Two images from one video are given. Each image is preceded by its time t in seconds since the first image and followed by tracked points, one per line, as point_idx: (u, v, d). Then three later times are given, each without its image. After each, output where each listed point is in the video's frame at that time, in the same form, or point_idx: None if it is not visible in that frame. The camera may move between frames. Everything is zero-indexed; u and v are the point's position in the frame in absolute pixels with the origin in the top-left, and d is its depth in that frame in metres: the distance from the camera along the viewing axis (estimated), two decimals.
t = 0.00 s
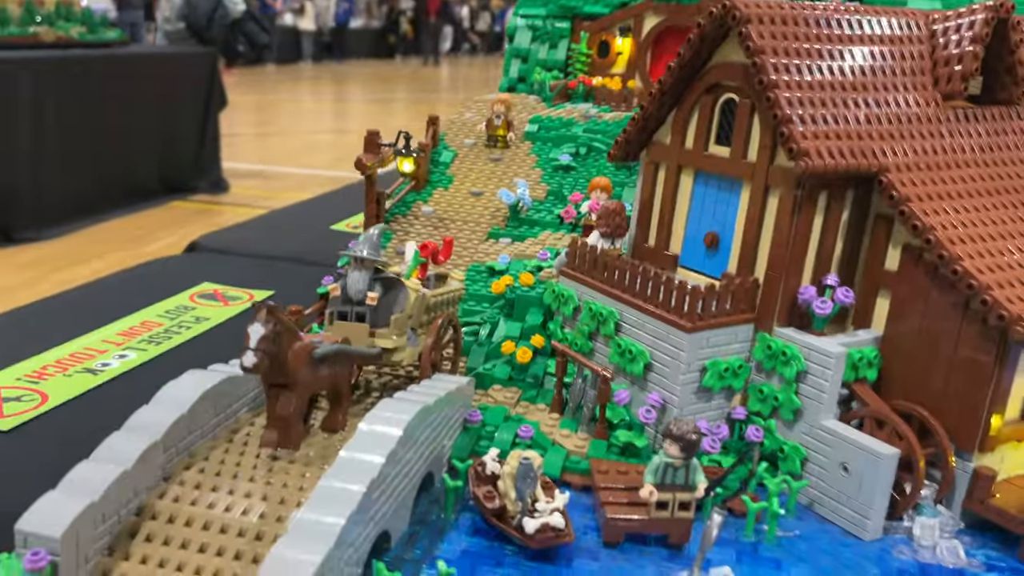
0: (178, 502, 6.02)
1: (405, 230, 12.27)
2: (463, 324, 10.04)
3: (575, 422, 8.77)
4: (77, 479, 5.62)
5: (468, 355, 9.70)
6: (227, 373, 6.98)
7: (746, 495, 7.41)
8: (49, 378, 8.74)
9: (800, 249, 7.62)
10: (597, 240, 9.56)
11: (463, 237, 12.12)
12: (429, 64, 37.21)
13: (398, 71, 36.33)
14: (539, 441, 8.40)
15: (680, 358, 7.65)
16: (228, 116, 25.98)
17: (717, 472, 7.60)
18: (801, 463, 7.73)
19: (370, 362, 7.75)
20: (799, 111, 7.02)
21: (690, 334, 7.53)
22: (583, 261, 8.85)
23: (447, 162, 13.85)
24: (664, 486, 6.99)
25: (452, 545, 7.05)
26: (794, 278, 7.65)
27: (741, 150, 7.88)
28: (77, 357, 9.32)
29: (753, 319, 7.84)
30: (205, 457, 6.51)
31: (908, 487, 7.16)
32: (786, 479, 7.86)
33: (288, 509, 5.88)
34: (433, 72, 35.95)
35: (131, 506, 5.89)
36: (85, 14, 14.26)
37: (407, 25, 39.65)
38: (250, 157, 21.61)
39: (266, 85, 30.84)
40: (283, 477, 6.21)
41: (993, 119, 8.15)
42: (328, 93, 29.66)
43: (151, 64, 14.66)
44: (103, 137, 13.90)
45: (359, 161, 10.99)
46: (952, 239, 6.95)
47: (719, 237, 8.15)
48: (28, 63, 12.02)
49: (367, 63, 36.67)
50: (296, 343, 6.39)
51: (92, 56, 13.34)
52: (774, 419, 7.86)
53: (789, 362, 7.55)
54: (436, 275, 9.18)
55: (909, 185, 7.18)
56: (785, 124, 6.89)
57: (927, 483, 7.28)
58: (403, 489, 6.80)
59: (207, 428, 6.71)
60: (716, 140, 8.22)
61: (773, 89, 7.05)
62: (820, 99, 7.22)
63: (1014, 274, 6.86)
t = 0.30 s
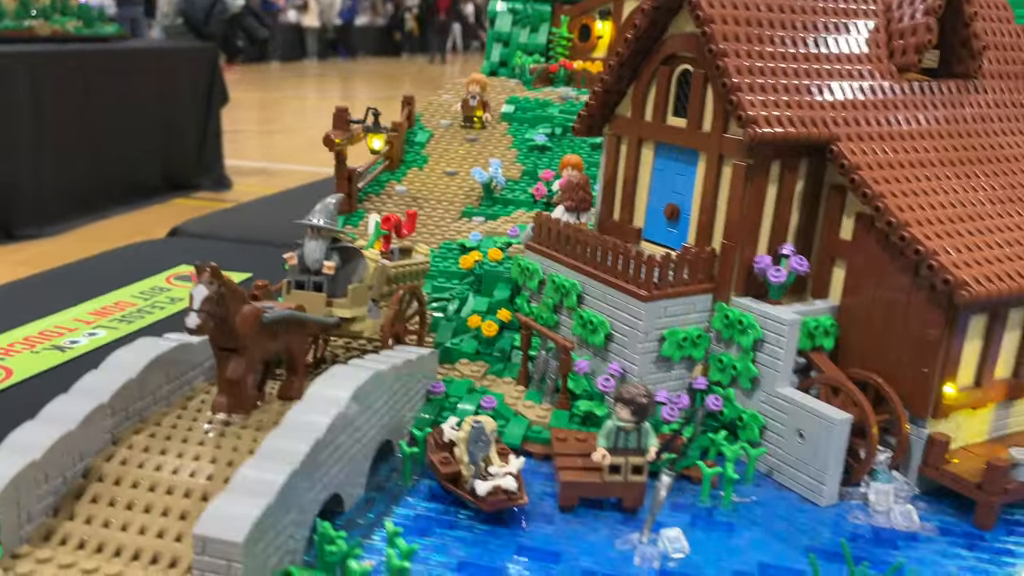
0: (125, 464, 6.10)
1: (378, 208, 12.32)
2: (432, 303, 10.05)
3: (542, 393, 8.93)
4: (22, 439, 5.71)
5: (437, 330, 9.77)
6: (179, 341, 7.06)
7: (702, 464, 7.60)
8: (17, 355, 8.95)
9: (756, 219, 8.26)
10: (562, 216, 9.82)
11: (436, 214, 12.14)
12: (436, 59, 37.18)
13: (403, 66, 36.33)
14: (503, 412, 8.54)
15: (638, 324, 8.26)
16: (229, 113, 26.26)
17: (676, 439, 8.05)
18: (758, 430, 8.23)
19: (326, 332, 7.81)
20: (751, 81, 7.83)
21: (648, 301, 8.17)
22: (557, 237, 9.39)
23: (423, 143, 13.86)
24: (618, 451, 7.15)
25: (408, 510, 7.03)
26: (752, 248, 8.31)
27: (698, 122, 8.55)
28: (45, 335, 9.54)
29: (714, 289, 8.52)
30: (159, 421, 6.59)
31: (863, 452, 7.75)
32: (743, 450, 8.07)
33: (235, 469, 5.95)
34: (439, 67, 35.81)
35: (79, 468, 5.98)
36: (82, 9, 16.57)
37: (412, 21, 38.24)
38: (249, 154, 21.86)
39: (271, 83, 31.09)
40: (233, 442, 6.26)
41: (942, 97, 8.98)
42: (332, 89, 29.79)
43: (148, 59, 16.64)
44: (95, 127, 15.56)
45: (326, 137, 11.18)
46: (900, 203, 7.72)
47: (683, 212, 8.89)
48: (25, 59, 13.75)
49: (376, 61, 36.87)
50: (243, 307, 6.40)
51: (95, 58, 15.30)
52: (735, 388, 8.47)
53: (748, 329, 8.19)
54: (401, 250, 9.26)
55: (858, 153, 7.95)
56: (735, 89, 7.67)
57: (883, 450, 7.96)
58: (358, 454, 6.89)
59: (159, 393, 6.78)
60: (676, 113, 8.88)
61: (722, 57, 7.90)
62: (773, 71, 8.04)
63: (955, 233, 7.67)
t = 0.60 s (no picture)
0: (56, 441, 6.28)
1: (338, 197, 12.46)
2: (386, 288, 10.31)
3: (487, 372, 9.11)
4: None
5: (389, 315, 9.97)
6: (115, 322, 7.27)
7: (633, 441, 7.80)
8: None
9: (692, 202, 8.36)
10: (511, 202, 9.96)
11: (396, 205, 12.30)
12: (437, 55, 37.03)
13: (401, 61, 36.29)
14: (445, 392, 8.74)
15: (578, 307, 8.38)
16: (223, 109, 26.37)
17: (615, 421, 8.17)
18: (695, 409, 8.41)
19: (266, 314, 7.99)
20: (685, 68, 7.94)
21: (586, 284, 8.31)
22: (507, 226, 9.58)
23: (386, 133, 13.97)
24: (548, 427, 7.36)
25: (341, 485, 7.27)
26: (688, 234, 8.46)
27: (637, 109, 8.62)
28: (5, 321, 9.64)
29: (654, 271, 8.64)
30: (92, 401, 6.79)
31: (795, 429, 7.90)
32: (678, 428, 8.26)
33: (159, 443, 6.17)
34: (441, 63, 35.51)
35: (10, 443, 6.16)
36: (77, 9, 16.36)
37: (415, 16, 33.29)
38: (241, 152, 22.01)
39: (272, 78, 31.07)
40: (163, 419, 6.46)
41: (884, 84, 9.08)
42: (328, 81, 29.83)
43: (145, 57, 16.84)
44: (89, 125, 15.69)
45: (282, 125, 11.36)
46: (831, 186, 7.84)
47: (626, 197, 8.99)
48: (19, 57, 13.80)
49: (379, 51, 36.83)
50: (173, 288, 6.63)
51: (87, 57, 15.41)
52: (676, 368, 8.62)
53: (687, 311, 8.32)
54: (348, 235, 9.45)
55: (791, 138, 8.07)
56: (667, 76, 7.78)
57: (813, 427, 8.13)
58: (290, 433, 7.11)
59: (94, 373, 6.97)
60: (618, 100, 8.92)
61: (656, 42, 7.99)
62: (707, 57, 8.15)
63: (884, 215, 7.77)
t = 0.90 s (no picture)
0: None
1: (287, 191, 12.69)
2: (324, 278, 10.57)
3: (415, 359, 9.42)
4: None
5: (326, 305, 10.25)
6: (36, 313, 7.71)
7: (546, 422, 8.08)
8: None
9: (610, 193, 8.49)
10: (445, 194, 10.11)
11: (347, 196, 12.53)
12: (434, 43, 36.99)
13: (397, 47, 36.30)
14: (372, 377, 9.02)
15: (499, 295, 8.58)
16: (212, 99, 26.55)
17: (533, 404, 8.39)
18: (614, 391, 8.63)
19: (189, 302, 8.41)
20: (599, 64, 8.04)
21: (505, 272, 8.50)
22: (441, 216, 9.75)
23: (340, 127, 14.13)
24: (462, 410, 7.63)
25: (256, 467, 7.71)
26: (608, 224, 8.60)
27: (559, 103, 8.76)
28: None
29: (577, 260, 8.79)
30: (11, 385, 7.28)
31: (709, 412, 8.06)
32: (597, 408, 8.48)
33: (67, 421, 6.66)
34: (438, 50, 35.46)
35: None
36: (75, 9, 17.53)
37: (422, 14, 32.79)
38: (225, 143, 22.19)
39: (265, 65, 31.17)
40: (74, 401, 6.94)
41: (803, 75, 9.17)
42: (321, 67, 29.88)
43: (143, 56, 17.41)
44: (88, 124, 16.30)
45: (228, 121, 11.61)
46: (742, 176, 7.95)
47: (552, 188, 9.11)
48: (15, 55, 14.28)
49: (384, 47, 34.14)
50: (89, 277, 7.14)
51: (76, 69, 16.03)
52: (598, 354, 8.81)
53: (605, 298, 8.50)
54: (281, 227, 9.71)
55: (704, 128, 8.17)
56: (580, 73, 7.89)
57: (728, 408, 8.31)
58: (205, 416, 7.56)
59: (15, 359, 7.47)
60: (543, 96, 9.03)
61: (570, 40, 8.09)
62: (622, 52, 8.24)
63: (793, 203, 7.87)
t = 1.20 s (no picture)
0: None
1: (224, 186, 12.98)
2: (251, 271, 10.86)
3: (329, 349, 9.72)
4: None
5: (251, 296, 10.53)
6: None
7: (443, 405, 8.33)
8: None
9: (507, 186, 8.85)
10: (363, 188, 10.44)
11: (283, 192, 12.82)
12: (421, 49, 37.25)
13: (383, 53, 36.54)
14: (285, 364, 9.32)
15: (402, 283, 8.86)
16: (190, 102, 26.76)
17: (436, 387, 8.65)
18: (513, 375, 8.88)
19: (103, 291, 8.80)
20: (487, 70, 8.46)
21: (408, 261, 8.79)
22: (357, 209, 10.07)
23: (281, 125, 14.48)
24: (355, 394, 7.92)
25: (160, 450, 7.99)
26: (506, 214, 8.96)
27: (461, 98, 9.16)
28: None
29: (480, 252, 9.11)
30: None
31: (598, 393, 8.36)
32: (495, 392, 8.73)
33: None
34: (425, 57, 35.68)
35: None
36: (73, 9, 14.54)
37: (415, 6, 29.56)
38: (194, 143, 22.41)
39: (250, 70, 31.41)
40: None
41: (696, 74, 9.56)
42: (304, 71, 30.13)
43: (149, 60, 15.29)
44: (84, 127, 14.41)
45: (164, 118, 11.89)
46: (623, 169, 8.36)
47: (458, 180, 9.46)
48: (14, 59, 12.71)
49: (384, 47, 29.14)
50: None
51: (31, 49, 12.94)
52: (500, 340, 9.10)
53: (502, 286, 8.83)
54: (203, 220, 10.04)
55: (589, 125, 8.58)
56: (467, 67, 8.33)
57: (616, 391, 8.57)
58: (110, 402, 7.87)
59: None
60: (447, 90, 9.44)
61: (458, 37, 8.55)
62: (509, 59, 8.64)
63: (673, 195, 8.26)
